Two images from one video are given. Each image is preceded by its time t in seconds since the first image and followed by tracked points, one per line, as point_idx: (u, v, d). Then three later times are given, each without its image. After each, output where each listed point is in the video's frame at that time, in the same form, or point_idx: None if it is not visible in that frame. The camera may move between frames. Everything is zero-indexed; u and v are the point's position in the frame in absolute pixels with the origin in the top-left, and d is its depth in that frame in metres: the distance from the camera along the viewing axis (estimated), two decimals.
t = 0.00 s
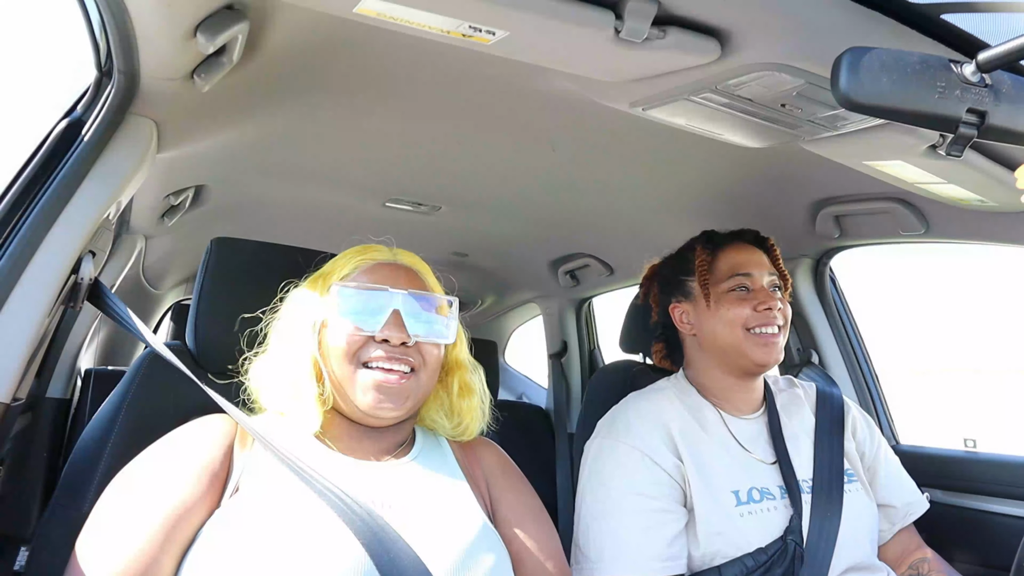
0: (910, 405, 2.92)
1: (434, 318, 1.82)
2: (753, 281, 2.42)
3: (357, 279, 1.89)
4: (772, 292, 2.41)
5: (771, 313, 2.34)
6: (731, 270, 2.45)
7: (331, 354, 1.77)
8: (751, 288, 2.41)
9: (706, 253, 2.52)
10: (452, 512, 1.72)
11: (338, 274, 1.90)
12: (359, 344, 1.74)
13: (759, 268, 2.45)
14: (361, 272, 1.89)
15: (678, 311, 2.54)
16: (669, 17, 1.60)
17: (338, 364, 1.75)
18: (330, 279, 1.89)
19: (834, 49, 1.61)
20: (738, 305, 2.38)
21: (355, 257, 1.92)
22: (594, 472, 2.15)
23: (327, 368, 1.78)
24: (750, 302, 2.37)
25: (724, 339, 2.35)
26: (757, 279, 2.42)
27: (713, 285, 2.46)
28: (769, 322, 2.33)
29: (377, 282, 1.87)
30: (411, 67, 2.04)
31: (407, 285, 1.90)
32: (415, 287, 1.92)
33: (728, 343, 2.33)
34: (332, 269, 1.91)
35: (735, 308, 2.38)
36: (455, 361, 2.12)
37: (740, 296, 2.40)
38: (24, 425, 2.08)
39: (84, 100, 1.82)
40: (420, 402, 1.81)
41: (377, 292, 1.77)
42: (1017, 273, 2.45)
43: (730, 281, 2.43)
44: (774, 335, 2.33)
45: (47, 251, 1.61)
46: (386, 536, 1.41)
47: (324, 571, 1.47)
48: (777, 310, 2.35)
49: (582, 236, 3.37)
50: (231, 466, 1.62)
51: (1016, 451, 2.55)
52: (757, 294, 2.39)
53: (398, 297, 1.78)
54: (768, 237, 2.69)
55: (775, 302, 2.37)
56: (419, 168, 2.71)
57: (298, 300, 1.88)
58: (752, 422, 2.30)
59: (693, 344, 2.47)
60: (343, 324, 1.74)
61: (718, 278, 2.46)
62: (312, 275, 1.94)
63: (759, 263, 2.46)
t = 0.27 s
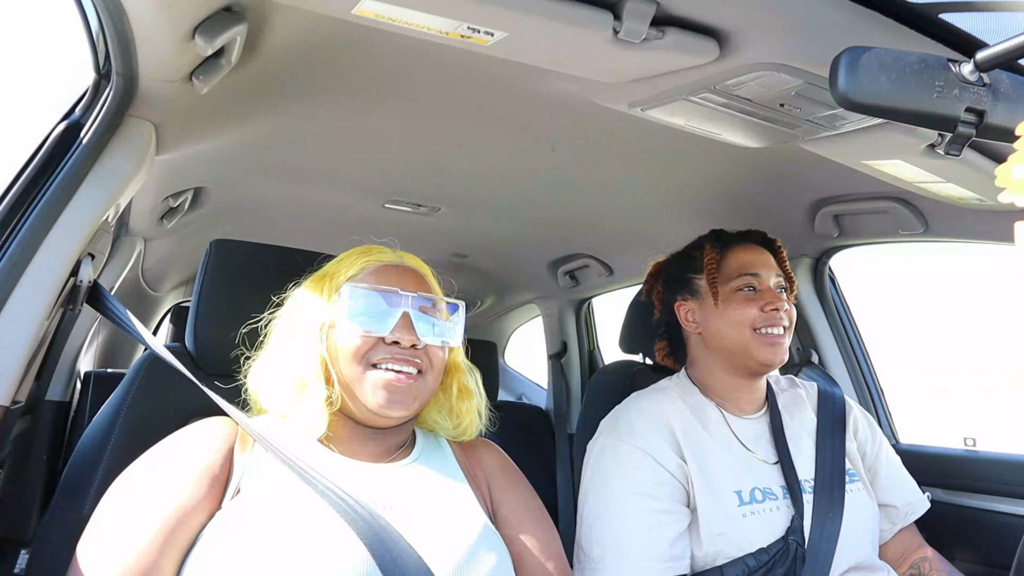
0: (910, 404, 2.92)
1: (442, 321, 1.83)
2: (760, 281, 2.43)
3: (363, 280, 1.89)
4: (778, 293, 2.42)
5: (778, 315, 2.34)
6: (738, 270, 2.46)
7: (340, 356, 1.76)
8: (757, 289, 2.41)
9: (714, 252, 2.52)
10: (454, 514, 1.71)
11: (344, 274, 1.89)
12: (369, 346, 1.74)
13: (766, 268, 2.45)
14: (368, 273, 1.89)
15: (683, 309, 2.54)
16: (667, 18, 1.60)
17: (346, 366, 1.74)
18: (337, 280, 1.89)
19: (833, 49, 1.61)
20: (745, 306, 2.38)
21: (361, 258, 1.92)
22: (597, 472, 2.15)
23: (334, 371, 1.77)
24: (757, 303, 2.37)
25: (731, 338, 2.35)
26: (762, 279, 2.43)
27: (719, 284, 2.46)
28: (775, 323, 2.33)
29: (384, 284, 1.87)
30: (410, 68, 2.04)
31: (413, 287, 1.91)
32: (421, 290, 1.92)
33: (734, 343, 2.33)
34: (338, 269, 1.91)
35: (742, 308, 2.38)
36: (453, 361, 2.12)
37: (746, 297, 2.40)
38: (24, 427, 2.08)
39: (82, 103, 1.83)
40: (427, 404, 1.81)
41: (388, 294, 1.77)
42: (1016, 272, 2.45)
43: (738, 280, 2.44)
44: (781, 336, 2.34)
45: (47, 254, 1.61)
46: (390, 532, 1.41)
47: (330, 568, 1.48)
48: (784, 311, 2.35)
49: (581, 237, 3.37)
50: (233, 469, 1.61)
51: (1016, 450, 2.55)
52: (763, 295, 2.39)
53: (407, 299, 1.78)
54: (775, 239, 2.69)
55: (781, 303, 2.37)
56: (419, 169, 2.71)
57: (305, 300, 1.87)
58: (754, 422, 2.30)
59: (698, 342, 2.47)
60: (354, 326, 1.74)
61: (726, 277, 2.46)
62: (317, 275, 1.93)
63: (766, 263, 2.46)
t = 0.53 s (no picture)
0: (909, 397, 2.92)
1: (446, 317, 1.84)
2: (760, 274, 2.43)
3: (365, 276, 1.87)
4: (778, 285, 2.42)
5: (777, 306, 2.35)
6: (738, 261, 2.46)
7: (343, 352, 1.76)
8: (756, 282, 2.41)
9: (713, 244, 2.53)
10: (453, 509, 1.72)
11: (346, 269, 1.87)
12: (374, 342, 1.74)
13: (765, 262, 2.46)
14: (370, 269, 1.88)
15: (682, 302, 2.53)
16: (665, 12, 1.60)
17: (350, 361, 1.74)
18: (338, 275, 1.86)
19: (832, 42, 1.61)
20: (745, 298, 2.38)
21: (363, 254, 1.90)
22: (596, 466, 2.15)
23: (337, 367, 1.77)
24: (756, 295, 2.38)
25: (732, 330, 2.36)
26: (761, 271, 2.43)
27: (718, 277, 2.46)
28: (774, 314, 2.34)
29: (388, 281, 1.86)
30: (409, 63, 2.04)
31: (412, 283, 1.91)
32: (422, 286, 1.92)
33: (735, 335, 2.34)
34: (339, 264, 1.88)
35: (742, 301, 2.38)
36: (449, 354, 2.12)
37: (746, 289, 2.40)
38: (24, 424, 2.08)
39: (81, 100, 1.81)
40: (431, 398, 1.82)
41: (393, 290, 1.77)
42: (1015, 264, 2.46)
43: (737, 272, 2.44)
44: (781, 327, 2.35)
45: (47, 251, 1.61)
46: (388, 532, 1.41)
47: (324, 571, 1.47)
48: (783, 302, 2.36)
49: (581, 232, 3.36)
50: (231, 465, 1.62)
51: (1017, 443, 2.55)
52: (763, 288, 2.40)
53: (412, 297, 1.78)
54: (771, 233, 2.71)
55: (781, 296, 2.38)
56: (418, 165, 2.71)
57: (304, 296, 1.85)
58: (754, 416, 2.30)
59: (696, 335, 2.47)
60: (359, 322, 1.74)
61: (725, 270, 2.46)
62: (315, 270, 1.90)
63: (765, 256, 2.47)
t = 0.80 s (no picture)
0: (910, 398, 2.92)
1: (440, 316, 1.84)
2: (759, 278, 2.43)
3: (356, 277, 1.86)
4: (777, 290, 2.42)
5: (777, 310, 2.35)
6: (738, 264, 2.47)
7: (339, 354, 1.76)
8: (755, 285, 2.41)
9: (713, 247, 2.53)
10: (453, 513, 1.72)
11: (336, 271, 1.86)
12: (369, 343, 1.74)
13: (765, 266, 2.46)
14: (361, 270, 1.87)
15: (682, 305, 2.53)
16: (666, 13, 1.60)
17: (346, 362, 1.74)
18: (327, 277, 1.85)
19: (832, 44, 1.61)
20: (744, 301, 2.38)
21: (354, 255, 1.90)
22: (596, 469, 2.15)
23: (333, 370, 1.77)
24: (756, 299, 2.38)
25: (731, 334, 2.35)
26: (761, 274, 2.43)
27: (717, 280, 2.46)
28: (774, 318, 2.34)
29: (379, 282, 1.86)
30: (409, 64, 2.04)
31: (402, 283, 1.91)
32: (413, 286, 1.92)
33: (735, 339, 2.33)
34: (329, 265, 1.88)
35: (741, 305, 2.38)
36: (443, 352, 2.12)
37: (744, 293, 2.40)
38: (25, 426, 2.08)
39: (81, 102, 1.83)
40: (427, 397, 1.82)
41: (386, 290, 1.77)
42: (1016, 265, 2.45)
43: (736, 276, 2.44)
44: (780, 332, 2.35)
45: (48, 253, 1.61)
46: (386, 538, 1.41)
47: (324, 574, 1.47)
48: (783, 306, 2.36)
49: (581, 233, 3.37)
50: (227, 472, 1.61)
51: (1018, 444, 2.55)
52: (761, 291, 2.40)
53: (405, 297, 1.78)
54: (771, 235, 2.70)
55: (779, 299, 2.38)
56: (418, 166, 2.71)
57: (297, 299, 1.84)
58: (753, 419, 2.30)
59: (696, 339, 2.47)
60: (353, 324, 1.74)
61: (724, 273, 2.47)
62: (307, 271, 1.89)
63: (765, 260, 2.47)
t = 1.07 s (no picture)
0: (911, 393, 2.92)
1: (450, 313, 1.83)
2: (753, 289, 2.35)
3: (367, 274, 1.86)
4: (771, 302, 2.34)
5: (765, 333, 2.29)
6: (738, 269, 2.38)
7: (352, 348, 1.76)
8: (747, 300, 2.34)
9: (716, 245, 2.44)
10: (457, 510, 1.72)
11: (346, 268, 1.85)
12: (383, 338, 1.75)
13: (762, 273, 2.37)
14: (373, 266, 1.87)
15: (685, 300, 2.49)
16: (665, 9, 1.60)
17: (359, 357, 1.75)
18: (337, 273, 1.85)
19: (831, 38, 1.61)
20: (733, 318, 2.33)
21: (364, 251, 1.90)
22: (597, 464, 2.15)
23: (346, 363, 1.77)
24: (745, 317, 2.32)
25: (718, 349, 2.31)
26: (757, 285, 2.35)
27: (711, 289, 2.41)
28: (761, 339, 2.28)
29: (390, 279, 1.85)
30: (408, 61, 2.03)
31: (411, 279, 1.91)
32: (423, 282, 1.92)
33: (717, 356, 2.30)
34: (339, 262, 1.87)
35: (730, 320, 2.33)
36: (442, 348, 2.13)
37: (736, 307, 2.34)
38: (25, 424, 2.09)
39: (80, 100, 1.82)
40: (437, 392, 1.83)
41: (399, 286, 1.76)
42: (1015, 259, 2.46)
43: (731, 284, 2.37)
44: (767, 355, 2.29)
45: (47, 252, 1.61)
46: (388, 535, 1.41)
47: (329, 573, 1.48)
48: (771, 330, 2.29)
49: (581, 229, 3.37)
50: (232, 472, 1.61)
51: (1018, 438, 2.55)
52: (752, 309, 2.33)
53: (417, 294, 1.77)
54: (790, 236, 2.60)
55: (769, 319, 2.31)
56: (417, 163, 2.71)
57: (304, 296, 1.83)
58: (755, 414, 2.30)
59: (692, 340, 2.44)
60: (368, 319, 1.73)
61: (720, 278, 2.40)
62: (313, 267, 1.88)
63: (764, 266, 2.38)
